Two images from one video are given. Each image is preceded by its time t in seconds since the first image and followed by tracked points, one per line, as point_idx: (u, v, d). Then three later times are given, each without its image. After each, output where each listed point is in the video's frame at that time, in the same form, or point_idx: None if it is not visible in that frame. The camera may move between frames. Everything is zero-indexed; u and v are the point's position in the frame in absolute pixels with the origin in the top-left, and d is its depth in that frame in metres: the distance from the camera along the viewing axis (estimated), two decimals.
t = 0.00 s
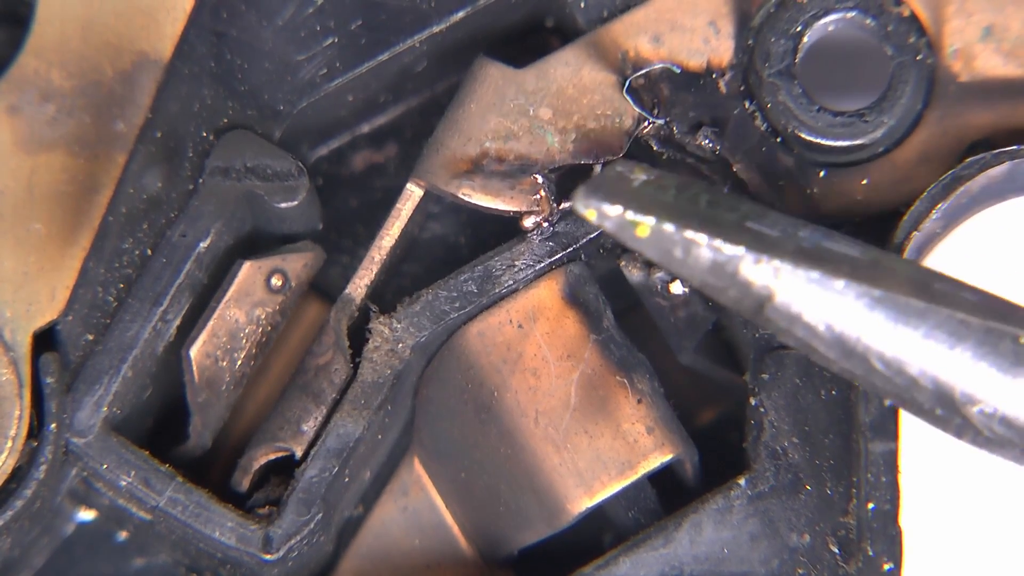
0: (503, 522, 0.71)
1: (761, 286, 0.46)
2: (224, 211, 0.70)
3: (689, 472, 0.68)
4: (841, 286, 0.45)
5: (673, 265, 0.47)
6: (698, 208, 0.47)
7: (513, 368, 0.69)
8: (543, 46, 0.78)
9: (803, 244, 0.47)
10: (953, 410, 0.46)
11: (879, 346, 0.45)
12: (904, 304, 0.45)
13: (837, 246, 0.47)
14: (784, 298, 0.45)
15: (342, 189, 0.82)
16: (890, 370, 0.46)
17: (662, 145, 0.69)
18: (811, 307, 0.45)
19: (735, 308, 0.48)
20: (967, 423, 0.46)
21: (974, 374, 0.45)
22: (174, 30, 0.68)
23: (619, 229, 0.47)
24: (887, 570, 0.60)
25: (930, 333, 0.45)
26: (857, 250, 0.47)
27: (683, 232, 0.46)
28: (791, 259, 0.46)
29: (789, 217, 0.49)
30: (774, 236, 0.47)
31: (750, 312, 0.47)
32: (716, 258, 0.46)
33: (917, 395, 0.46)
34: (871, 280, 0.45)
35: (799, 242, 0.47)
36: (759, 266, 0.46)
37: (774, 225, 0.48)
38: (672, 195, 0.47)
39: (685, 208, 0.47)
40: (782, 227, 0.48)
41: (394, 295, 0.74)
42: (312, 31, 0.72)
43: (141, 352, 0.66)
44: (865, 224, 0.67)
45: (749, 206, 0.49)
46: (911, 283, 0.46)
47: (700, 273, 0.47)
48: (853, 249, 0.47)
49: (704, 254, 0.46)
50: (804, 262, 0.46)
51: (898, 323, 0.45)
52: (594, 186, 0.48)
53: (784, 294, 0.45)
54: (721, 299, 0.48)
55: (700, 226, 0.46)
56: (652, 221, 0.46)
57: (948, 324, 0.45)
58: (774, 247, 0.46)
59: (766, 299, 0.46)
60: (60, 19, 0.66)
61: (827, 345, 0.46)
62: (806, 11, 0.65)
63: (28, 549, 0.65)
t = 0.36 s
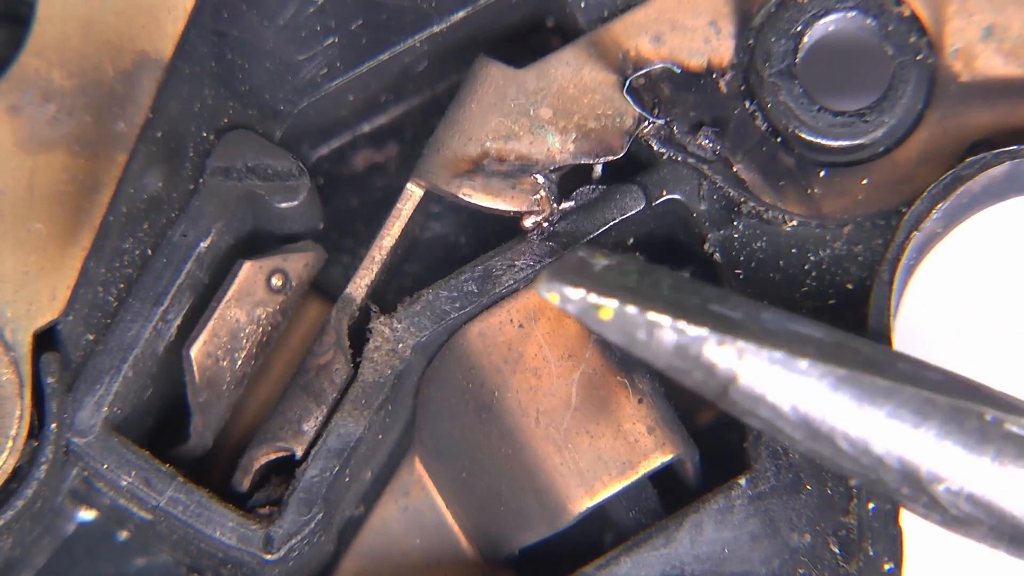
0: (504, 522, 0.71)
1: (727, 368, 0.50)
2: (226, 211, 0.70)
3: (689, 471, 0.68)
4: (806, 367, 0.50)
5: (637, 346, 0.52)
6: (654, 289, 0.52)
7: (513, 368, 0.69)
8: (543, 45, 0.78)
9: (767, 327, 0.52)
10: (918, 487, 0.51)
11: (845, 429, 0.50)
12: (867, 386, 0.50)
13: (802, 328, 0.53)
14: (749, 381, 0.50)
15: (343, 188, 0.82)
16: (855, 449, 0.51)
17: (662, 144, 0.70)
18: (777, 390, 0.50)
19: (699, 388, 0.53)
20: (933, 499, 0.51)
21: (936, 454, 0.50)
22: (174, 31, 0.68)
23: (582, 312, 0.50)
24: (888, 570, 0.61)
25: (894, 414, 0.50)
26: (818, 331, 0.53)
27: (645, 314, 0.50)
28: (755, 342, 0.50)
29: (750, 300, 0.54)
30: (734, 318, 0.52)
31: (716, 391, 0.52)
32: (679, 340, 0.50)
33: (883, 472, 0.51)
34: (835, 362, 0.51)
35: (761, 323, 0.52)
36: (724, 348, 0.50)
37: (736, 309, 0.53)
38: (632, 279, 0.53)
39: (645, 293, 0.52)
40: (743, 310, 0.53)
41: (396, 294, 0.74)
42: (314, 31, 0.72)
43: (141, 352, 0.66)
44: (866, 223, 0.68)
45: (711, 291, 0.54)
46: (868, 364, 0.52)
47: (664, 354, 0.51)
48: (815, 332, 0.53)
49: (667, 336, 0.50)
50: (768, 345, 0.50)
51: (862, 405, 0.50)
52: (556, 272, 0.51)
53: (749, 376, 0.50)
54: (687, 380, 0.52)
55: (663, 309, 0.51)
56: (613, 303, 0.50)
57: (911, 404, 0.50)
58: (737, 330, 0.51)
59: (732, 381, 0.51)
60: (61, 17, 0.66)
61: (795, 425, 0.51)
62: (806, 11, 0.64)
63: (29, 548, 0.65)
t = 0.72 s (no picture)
0: (504, 523, 0.71)
1: (705, 311, 0.48)
2: (225, 211, 0.70)
3: (689, 472, 0.68)
4: (785, 312, 0.48)
5: (616, 289, 0.48)
6: (634, 233, 0.49)
7: (514, 369, 0.69)
8: (544, 46, 0.78)
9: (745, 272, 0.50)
10: (896, 434, 0.49)
11: (822, 374, 0.49)
12: (844, 331, 0.49)
13: (779, 273, 0.51)
14: (727, 324, 0.48)
15: (343, 188, 0.82)
16: (833, 395, 0.49)
17: (663, 145, 0.70)
18: (756, 335, 0.48)
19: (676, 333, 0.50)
20: (910, 447, 0.49)
21: (914, 400, 0.48)
22: (175, 32, 0.68)
23: (562, 255, 0.47)
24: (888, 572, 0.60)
25: (872, 359, 0.48)
26: (797, 276, 0.51)
27: (626, 256, 0.47)
28: (733, 285, 0.48)
29: (728, 245, 0.52)
30: (714, 262, 0.49)
31: (692, 337, 0.49)
32: (660, 282, 0.47)
33: (861, 420, 0.50)
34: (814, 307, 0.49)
35: (740, 269, 0.50)
36: (703, 291, 0.48)
37: (716, 252, 0.50)
38: (613, 224, 0.49)
39: (625, 235, 0.48)
40: (722, 255, 0.50)
41: (395, 294, 0.74)
42: (314, 32, 0.72)
43: (141, 353, 0.66)
44: (866, 224, 0.67)
45: (691, 235, 0.51)
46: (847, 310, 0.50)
47: (642, 297, 0.48)
48: (793, 277, 0.51)
49: (647, 280, 0.47)
50: (746, 288, 0.48)
51: (840, 351, 0.48)
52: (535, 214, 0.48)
53: (727, 320, 0.48)
54: (666, 324, 0.49)
55: (643, 251, 0.48)
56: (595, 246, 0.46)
57: (889, 349, 0.49)
58: (715, 273, 0.48)
59: (710, 325, 0.48)
60: (61, 17, 0.65)
61: (772, 370, 0.49)
62: (807, 11, 0.65)
63: (29, 549, 0.65)
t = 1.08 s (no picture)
0: (504, 526, 0.71)
1: (740, 303, 0.49)
2: (227, 214, 0.70)
3: (690, 475, 0.68)
4: (821, 305, 0.49)
5: (653, 281, 0.51)
6: (671, 224, 0.52)
7: (515, 371, 0.69)
8: (545, 48, 0.77)
9: (781, 262, 0.51)
10: (930, 427, 0.48)
11: (857, 364, 0.48)
12: (880, 323, 0.48)
13: (816, 263, 0.51)
14: (764, 316, 0.49)
15: (344, 190, 0.82)
16: (868, 387, 0.49)
17: (663, 146, 0.71)
18: (789, 325, 0.49)
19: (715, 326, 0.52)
20: (945, 440, 0.48)
21: (949, 391, 0.47)
22: (175, 34, 0.69)
23: (599, 247, 0.51)
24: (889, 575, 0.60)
25: (907, 351, 0.48)
26: (836, 267, 0.51)
27: (662, 250, 0.50)
28: (769, 277, 0.49)
29: (766, 234, 0.53)
30: (751, 254, 0.50)
31: (728, 328, 0.51)
32: (694, 275, 0.50)
33: (893, 411, 0.49)
34: (850, 299, 0.49)
35: (775, 260, 0.51)
36: (739, 284, 0.49)
37: (752, 242, 0.52)
38: (649, 212, 0.52)
39: (661, 227, 0.51)
40: (761, 245, 0.52)
41: (396, 296, 0.75)
42: (314, 33, 0.72)
43: (142, 355, 0.66)
44: (867, 227, 0.68)
45: (727, 224, 0.53)
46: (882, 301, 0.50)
47: (678, 290, 0.51)
48: (831, 266, 0.51)
49: (682, 272, 0.50)
50: (782, 280, 0.49)
51: (876, 341, 0.48)
52: (574, 206, 0.53)
53: (764, 311, 0.49)
54: (701, 317, 0.51)
55: (680, 246, 0.50)
56: (630, 240, 0.51)
57: (922, 340, 0.48)
58: (751, 265, 0.50)
59: (746, 317, 0.49)
60: (61, 19, 0.66)
61: (805, 361, 0.49)
62: (807, 14, 0.65)
63: (30, 552, 0.65)
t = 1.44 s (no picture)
0: (504, 524, 0.71)
1: (776, 299, 0.44)
2: (226, 212, 0.70)
3: (689, 473, 0.68)
4: (857, 301, 0.44)
5: (687, 279, 0.45)
6: (707, 220, 0.45)
7: (514, 370, 0.69)
8: (544, 46, 0.78)
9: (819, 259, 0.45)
10: (969, 424, 0.45)
11: (895, 359, 0.44)
12: (918, 319, 0.44)
13: (852, 259, 0.46)
14: (802, 312, 0.44)
15: (343, 189, 0.82)
16: (905, 384, 0.45)
17: (663, 145, 0.70)
18: (824, 320, 0.44)
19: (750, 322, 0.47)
20: (982, 437, 0.45)
21: (987, 389, 0.44)
22: (175, 31, 0.69)
23: (635, 244, 0.44)
24: (888, 572, 0.61)
25: (945, 347, 0.44)
26: (872, 261, 0.46)
27: (699, 246, 0.44)
28: (805, 272, 0.44)
29: (802, 229, 0.47)
30: (786, 248, 0.45)
31: (762, 324, 0.46)
32: (731, 272, 0.44)
33: (931, 410, 0.45)
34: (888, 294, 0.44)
35: (815, 255, 0.45)
36: (775, 279, 0.44)
37: (790, 236, 0.46)
38: (686, 210, 0.45)
39: (699, 222, 0.45)
40: (796, 238, 0.46)
41: (396, 294, 0.74)
42: (314, 32, 0.72)
43: (142, 353, 0.66)
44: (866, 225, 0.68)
45: (763, 219, 0.47)
46: (918, 296, 0.45)
47: (715, 287, 0.45)
48: (866, 261, 0.46)
49: (720, 269, 0.44)
50: (818, 275, 0.44)
51: (915, 338, 0.44)
52: (610, 201, 0.45)
53: (801, 307, 0.44)
54: (737, 313, 0.46)
55: (714, 240, 0.45)
56: (667, 235, 0.44)
57: (963, 338, 0.44)
58: (788, 260, 0.45)
59: (783, 313, 0.45)
60: (61, 17, 0.66)
61: (843, 359, 0.45)
62: (807, 11, 0.65)
63: (30, 550, 0.65)
